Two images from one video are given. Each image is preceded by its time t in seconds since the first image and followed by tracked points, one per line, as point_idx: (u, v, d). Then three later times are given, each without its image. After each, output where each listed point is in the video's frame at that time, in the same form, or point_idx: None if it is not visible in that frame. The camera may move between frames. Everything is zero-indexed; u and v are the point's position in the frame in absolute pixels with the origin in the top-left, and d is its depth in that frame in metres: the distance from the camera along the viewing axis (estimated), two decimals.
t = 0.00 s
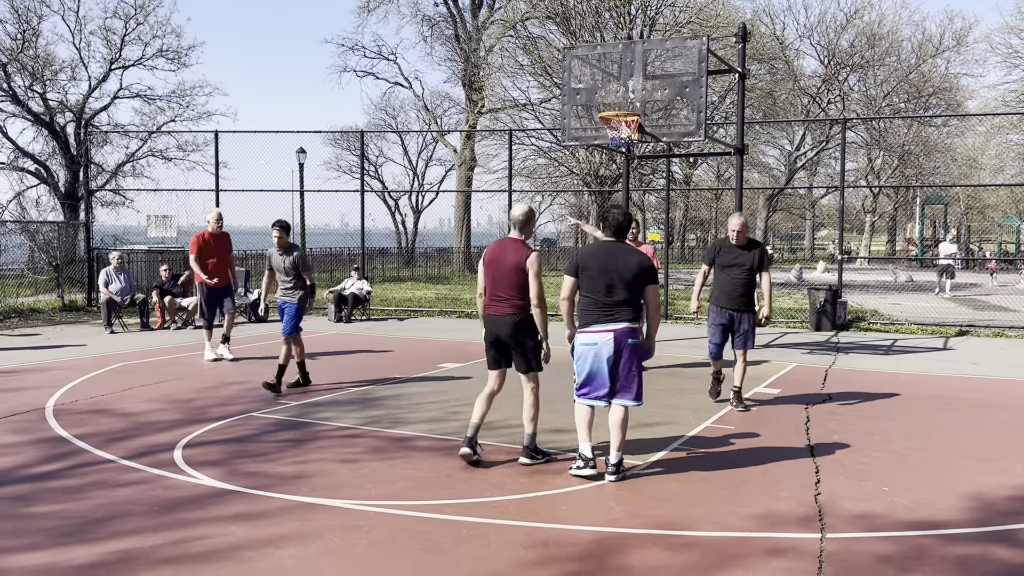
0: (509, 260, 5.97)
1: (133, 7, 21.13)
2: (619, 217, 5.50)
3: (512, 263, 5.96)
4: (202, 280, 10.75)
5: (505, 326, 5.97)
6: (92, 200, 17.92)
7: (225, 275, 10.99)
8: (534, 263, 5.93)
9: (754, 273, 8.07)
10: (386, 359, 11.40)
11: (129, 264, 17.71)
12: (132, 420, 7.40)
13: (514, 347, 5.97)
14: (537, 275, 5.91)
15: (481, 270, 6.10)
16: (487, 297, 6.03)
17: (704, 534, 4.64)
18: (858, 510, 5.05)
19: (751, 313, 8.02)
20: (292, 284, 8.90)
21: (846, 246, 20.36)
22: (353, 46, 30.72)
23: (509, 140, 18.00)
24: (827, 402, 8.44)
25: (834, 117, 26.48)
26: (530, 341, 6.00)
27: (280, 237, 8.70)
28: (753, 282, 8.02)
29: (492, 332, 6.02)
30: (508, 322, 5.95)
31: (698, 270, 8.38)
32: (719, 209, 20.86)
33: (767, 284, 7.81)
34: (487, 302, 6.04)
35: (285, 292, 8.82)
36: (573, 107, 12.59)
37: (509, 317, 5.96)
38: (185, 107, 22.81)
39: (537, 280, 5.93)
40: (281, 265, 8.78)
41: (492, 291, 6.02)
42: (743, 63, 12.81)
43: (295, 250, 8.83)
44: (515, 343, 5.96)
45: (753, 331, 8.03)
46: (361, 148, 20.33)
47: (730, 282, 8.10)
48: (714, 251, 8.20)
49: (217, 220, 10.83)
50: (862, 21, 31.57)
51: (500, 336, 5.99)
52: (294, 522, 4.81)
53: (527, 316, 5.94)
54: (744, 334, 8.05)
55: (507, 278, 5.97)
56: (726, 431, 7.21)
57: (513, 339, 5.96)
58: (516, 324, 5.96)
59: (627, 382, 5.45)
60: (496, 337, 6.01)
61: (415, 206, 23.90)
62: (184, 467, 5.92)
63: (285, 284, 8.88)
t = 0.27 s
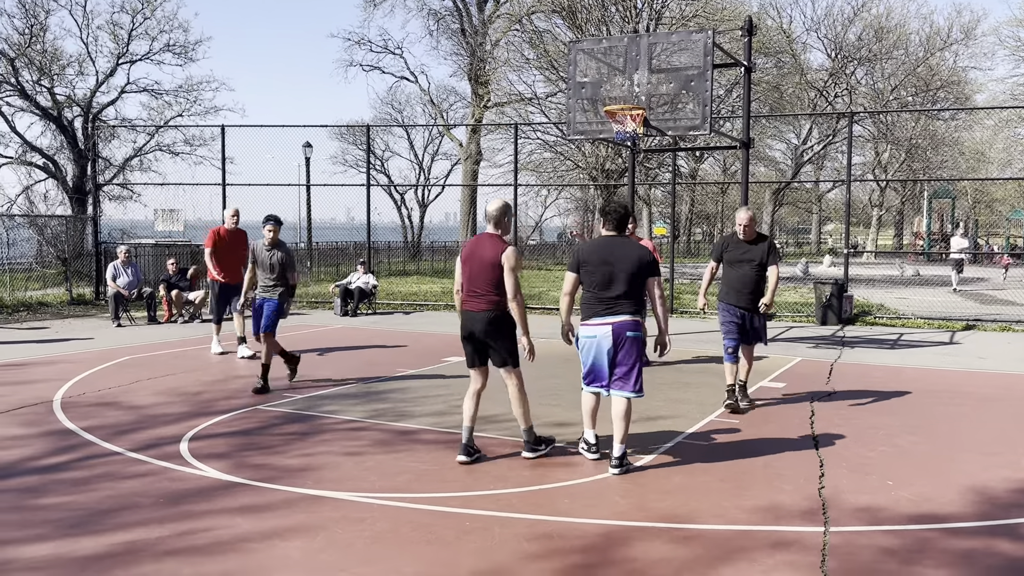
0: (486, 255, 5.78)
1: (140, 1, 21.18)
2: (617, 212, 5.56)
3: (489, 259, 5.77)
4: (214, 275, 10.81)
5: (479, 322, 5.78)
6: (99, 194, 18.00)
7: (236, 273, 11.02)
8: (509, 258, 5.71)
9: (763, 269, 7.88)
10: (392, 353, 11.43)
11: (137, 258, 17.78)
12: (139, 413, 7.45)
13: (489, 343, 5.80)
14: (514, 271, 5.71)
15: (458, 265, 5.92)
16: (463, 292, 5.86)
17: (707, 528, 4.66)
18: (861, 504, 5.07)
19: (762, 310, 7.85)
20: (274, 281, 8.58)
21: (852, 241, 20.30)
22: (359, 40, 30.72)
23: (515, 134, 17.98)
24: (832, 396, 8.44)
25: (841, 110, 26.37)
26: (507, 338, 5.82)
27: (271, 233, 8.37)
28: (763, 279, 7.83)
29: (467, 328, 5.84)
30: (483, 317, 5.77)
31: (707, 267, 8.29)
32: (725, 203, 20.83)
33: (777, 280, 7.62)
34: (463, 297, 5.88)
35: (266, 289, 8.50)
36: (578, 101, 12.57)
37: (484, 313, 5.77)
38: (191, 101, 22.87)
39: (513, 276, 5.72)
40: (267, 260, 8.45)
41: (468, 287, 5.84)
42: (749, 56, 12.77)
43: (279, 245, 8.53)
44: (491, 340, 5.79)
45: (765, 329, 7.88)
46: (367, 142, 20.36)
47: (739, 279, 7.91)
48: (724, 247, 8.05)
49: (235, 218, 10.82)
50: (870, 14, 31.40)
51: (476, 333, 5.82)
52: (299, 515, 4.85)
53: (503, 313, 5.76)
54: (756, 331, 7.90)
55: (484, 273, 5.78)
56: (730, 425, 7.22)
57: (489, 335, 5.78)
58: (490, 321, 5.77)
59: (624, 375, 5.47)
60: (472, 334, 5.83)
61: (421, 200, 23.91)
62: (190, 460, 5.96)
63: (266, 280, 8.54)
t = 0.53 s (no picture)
0: (466, 247, 5.67)
1: None
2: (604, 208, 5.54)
3: (469, 250, 5.66)
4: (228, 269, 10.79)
5: (465, 315, 5.69)
6: (108, 187, 18.08)
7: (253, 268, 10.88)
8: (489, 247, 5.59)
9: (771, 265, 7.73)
10: (398, 347, 11.43)
11: (146, 252, 17.83)
12: (144, 407, 7.47)
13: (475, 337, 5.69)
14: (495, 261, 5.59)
15: (440, 259, 5.82)
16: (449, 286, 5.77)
17: (710, 524, 4.62)
18: (867, 500, 5.01)
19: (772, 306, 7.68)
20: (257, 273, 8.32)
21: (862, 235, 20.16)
22: (367, 34, 30.70)
23: (523, 127, 17.92)
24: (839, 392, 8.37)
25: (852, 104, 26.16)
26: (494, 330, 5.72)
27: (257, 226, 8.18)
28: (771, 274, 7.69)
29: (453, 322, 5.76)
30: (467, 310, 5.69)
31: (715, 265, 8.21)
32: (735, 197, 20.70)
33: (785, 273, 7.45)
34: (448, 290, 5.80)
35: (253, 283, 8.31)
36: (585, 94, 12.50)
37: (469, 306, 5.68)
38: (200, 95, 22.91)
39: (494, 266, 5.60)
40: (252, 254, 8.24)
41: (452, 280, 5.74)
42: (758, 49, 12.67)
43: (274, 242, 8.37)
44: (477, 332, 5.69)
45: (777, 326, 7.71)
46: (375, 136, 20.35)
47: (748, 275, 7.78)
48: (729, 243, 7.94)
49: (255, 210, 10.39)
50: (882, 6, 31.11)
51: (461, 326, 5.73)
52: (301, 509, 4.84)
53: (488, 305, 5.66)
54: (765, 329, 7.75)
55: (465, 265, 5.67)
56: (736, 421, 7.17)
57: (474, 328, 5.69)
58: (477, 313, 5.69)
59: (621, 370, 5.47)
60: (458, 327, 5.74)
61: (429, 194, 23.88)
62: (194, 454, 5.96)
63: (252, 274, 8.29)
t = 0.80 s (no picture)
0: (455, 244, 5.62)
1: None
2: (597, 203, 5.69)
3: (457, 247, 5.60)
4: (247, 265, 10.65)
5: (450, 313, 5.62)
6: (119, 182, 18.19)
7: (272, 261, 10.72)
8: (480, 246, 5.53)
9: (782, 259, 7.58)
10: (405, 343, 11.45)
11: (157, 247, 17.91)
12: (152, 401, 7.51)
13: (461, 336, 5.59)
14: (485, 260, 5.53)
15: (429, 256, 5.78)
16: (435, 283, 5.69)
17: (711, 521, 4.61)
18: (870, 498, 4.98)
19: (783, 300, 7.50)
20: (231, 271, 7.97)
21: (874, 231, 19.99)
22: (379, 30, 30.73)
23: (533, 122, 17.88)
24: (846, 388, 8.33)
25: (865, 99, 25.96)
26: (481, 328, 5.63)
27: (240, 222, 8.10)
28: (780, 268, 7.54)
29: (440, 320, 5.70)
30: (454, 308, 5.60)
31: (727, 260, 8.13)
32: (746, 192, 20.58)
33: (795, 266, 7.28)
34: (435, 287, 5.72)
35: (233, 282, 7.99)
36: (593, 89, 12.47)
37: (455, 304, 5.61)
38: (211, 90, 22.99)
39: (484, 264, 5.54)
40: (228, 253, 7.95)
41: (439, 278, 5.69)
42: (768, 43, 12.59)
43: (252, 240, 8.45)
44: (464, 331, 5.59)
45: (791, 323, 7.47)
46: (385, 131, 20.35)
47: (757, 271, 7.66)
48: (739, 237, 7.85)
49: (267, 203, 10.37)
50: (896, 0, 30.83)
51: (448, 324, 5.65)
52: (303, 503, 4.86)
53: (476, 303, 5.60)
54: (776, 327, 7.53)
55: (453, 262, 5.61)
56: (741, 417, 7.15)
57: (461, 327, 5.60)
58: (462, 311, 5.61)
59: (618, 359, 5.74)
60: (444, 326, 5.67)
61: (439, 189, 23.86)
62: (199, 448, 6.00)
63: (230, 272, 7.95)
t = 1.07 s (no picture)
0: (444, 239, 5.60)
1: None
2: (598, 201, 5.71)
3: (445, 241, 5.59)
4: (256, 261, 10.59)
5: (434, 308, 5.60)
6: (131, 177, 18.30)
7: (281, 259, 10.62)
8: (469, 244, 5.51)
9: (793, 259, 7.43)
10: (412, 338, 11.46)
11: (168, 242, 18.01)
12: (159, 395, 7.55)
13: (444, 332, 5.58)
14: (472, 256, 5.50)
15: (418, 248, 5.78)
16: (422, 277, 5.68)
17: (714, 518, 4.58)
18: (876, 497, 4.94)
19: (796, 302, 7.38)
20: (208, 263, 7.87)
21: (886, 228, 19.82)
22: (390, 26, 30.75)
23: (543, 119, 17.84)
24: (855, 386, 8.26)
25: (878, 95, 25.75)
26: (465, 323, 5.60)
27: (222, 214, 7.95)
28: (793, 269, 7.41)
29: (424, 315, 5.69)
30: (438, 303, 5.59)
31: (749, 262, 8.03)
32: (758, 189, 20.45)
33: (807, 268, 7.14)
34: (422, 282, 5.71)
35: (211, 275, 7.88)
36: (602, 85, 12.43)
37: (440, 299, 5.59)
38: (223, 86, 23.08)
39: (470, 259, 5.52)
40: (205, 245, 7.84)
41: (425, 272, 5.69)
42: (778, 39, 12.51)
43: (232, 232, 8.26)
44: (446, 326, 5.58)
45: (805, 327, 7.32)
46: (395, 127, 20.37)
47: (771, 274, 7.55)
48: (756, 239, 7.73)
49: (279, 201, 10.43)
50: None
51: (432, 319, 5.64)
52: (305, 498, 4.86)
53: (461, 297, 5.58)
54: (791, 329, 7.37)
55: (441, 257, 5.60)
56: (747, 415, 7.11)
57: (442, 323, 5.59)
58: (447, 307, 5.58)
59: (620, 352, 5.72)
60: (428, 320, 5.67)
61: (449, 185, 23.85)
62: (204, 442, 6.01)
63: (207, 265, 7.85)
